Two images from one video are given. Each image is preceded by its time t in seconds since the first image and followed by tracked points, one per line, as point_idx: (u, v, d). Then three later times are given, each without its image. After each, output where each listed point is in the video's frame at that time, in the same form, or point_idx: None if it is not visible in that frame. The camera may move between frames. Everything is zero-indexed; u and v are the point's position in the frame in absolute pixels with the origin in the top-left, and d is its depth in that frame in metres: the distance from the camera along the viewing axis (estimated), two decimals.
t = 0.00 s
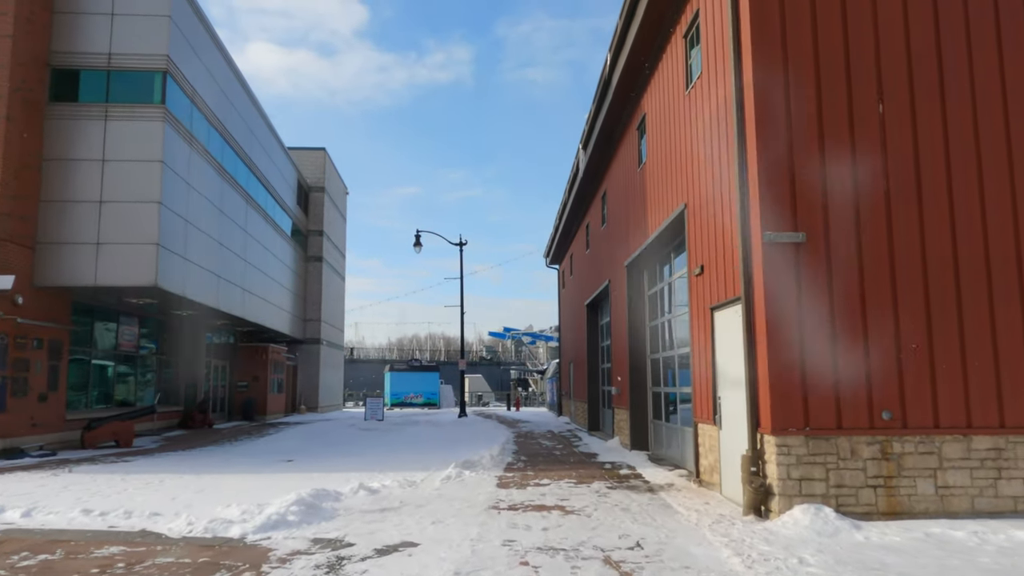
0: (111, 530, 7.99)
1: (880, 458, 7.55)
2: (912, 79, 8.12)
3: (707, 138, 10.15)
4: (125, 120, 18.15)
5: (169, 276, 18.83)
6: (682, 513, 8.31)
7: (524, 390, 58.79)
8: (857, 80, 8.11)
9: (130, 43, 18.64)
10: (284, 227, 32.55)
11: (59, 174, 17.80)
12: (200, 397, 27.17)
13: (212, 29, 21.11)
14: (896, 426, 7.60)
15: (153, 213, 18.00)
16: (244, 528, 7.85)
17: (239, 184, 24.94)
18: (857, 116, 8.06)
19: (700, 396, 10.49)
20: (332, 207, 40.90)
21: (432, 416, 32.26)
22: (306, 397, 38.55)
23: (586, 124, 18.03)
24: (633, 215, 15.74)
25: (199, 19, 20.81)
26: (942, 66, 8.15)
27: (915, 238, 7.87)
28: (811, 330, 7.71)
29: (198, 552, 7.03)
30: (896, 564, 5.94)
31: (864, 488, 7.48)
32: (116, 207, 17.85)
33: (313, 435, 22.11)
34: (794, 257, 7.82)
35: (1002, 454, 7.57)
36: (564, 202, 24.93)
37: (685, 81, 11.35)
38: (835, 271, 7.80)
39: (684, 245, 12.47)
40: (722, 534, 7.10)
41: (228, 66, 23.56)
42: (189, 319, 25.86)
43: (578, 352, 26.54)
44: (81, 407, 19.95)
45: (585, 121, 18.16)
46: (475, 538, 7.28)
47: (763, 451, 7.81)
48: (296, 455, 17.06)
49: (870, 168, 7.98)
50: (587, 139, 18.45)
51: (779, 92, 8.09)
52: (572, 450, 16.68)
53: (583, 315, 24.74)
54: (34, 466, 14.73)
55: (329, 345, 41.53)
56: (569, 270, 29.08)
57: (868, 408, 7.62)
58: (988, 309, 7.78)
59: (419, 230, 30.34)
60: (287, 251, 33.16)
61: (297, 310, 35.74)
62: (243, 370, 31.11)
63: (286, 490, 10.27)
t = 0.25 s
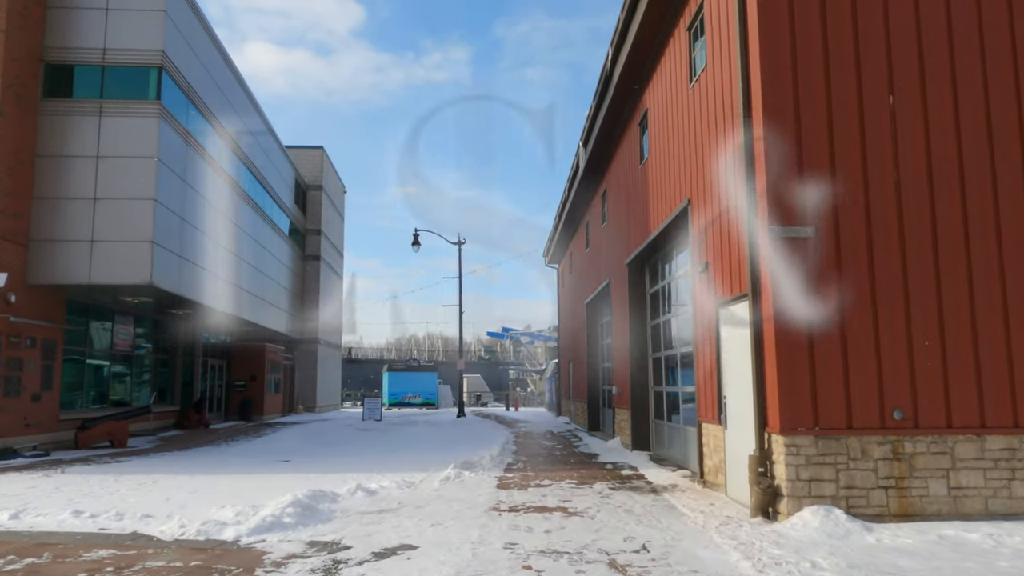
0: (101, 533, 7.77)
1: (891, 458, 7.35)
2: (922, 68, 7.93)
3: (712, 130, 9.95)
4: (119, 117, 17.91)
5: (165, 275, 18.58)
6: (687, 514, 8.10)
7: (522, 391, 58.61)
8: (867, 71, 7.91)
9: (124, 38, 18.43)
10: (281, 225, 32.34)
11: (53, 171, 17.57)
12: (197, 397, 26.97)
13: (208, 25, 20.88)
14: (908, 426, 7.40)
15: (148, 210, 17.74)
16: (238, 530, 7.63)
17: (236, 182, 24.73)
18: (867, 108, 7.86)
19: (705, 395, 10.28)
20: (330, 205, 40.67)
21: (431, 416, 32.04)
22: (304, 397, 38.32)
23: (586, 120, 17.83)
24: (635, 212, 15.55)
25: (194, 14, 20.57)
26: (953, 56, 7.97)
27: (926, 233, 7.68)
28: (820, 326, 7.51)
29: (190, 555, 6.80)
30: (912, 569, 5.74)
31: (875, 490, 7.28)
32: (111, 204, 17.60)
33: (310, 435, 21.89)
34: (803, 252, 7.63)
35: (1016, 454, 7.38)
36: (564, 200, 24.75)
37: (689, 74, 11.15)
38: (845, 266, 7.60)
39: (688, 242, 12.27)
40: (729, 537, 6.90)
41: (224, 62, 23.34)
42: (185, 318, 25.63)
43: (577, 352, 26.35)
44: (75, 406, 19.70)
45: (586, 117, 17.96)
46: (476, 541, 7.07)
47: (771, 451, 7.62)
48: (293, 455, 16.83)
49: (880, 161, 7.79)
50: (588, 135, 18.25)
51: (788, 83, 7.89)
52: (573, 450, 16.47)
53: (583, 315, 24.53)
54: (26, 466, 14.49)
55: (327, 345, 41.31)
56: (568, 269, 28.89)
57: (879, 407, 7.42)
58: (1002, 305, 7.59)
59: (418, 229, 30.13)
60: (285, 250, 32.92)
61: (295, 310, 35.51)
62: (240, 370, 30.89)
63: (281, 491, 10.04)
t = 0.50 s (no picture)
0: (101, 539, 7.54)
1: (918, 463, 7.05)
2: (949, 58, 7.64)
3: (727, 124, 9.68)
4: (123, 116, 17.81)
5: (170, 275, 18.44)
6: (705, 521, 7.82)
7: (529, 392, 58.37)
8: (892, 61, 7.61)
9: (129, 36, 18.29)
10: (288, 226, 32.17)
11: (58, 171, 17.41)
12: (203, 398, 26.80)
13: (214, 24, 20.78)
14: (936, 429, 7.10)
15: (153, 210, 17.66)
16: (241, 537, 7.39)
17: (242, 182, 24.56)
18: (892, 99, 7.57)
19: (720, 397, 10.00)
20: (336, 206, 40.50)
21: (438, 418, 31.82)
22: (310, 398, 38.15)
23: (596, 117, 17.56)
24: (646, 210, 15.29)
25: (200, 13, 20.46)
26: (982, 45, 7.67)
27: (954, 228, 7.39)
28: (844, 326, 7.24)
29: (191, 563, 6.56)
30: None
31: (902, 496, 6.98)
32: (115, 204, 17.48)
33: (316, 437, 21.69)
34: (825, 249, 7.35)
35: None
36: (572, 199, 24.49)
37: (703, 68, 10.88)
38: (869, 264, 7.32)
39: (702, 239, 11.99)
40: (751, 545, 6.62)
41: (230, 61, 23.18)
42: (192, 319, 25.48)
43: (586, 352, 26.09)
44: (81, 408, 19.54)
45: (596, 114, 17.69)
46: (487, 548, 6.81)
47: (793, 455, 7.33)
48: (299, 457, 16.62)
49: (906, 154, 7.50)
50: (598, 133, 17.99)
51: (809, 74, 7.61)
52: (582, 453, 16.20)
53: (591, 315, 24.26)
54: (29, 469, 14.30)
55: (334, 346, 41.14)
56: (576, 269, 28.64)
57: (906, 410, 7.13)
58: None
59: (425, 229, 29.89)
60: (291, 251, 32.76)
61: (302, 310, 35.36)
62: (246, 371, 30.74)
63: (286, 495, 9.80)
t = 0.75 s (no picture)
0: (107, 544, 7.39)
1: (950, 469, 6.75)
2: (981, 46, 7.33)
3: (747, 118, 9.40)
4: (136, 117, 17.76)
5: (182, 277, 18.36)
6: (726, 528, 7.57)
7: (544, 394, 58.12)
8: (920, 49, 7.32)
9: (142, 38, 18.24)
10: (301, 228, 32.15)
11: (71, 173, 17.38)
12: (216, 401, 26.76)
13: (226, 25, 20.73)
14: (969, 434, 6.80)
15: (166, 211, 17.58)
16: (249, 543, 7.22)
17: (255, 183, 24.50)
18: (920, 89, 7.28)
19: (740, 399, 9.72)
20: (350, 207, 40.44)
21: (452, 420, 31.65)
22: (324, 401, 38.10)
23: (611, 115, 17.31)
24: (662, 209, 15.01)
25: (212, 13, 20.41)
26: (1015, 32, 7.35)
27: (987, 224, 7.08)
28: (870, 325, 6.96)
29: (196, 570, 6.38)
30: None
31: (933, 503, 6.69)
32: (128, 206, 17.43)
33: (329, 439, 21.56)
34: (851, 245, 7.07)
35: None
36: (587, 200, 24.24)
37: (721, 61, 10.60)
38: (897, 261, 7.04)
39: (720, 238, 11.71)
40: (776, 554, 6.36)
41: (242, 62, 23.13)
42: (205, 321, 25.46)
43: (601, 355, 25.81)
44: (94, 411, 19.51)
45: (611, 113, 17.44)
46: (501, 556, 6.59)
47: (818, 460, 7.06)
48: (312, 460, 16.48)
49: (936, 147, 7.20)
50: (612, 131, 17.73)
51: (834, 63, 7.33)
52: (598, 456, 15.95)
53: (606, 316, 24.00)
54: (42, 472, 14.22)
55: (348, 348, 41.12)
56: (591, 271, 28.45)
57: (937, 414, 6.83)
58: None
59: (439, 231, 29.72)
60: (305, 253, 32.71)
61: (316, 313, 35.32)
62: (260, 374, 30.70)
63: (296, 500, 9.61)
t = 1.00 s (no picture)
0: (109, 550, 7.22)
1: (983, 474, 6.44)
2: (1010, 32, 7.04)
3: (765, 112, 9.12)
4: (148, 120, 17.73)
5: (194, 280, 18.29)
6: (745, 536, 7.28)
7: (558, 398, 57.81)
8: (947, 36, 7.03)
9: (153, 41, 18.25)
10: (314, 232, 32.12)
11: (83, 177, 17.36)
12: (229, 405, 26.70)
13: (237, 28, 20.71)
14: (1002, 437, 6.49)
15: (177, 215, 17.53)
16: (253, 549, 7.02)
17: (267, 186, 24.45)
18: (947, 78, 6.99)
19: (759, 402, 9.43)
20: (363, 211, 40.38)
21: (465, 425, 31.44)
22: (338, 405, 38.01)
23: (624, 115, 17.06)
24: (677, 209, 14.74)
25: (223, 17, 20.41)
26: None
27: (1019, 217, 6.77)
28: (897, 324, 6.66)
29: None
30: None
31: (965, 510, 6.38)
32: (140, 209, 17.39)
33: (342, 444, 21.41)
34: (876, 241, 6.79)
35: None
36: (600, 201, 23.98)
37: (737, 55, 10.34)
38: (924, 256, 6.75)
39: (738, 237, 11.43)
40: (800, 563, 6.08)
41: (254, 66, 23.11)
42: (218, 325, 25.42)
43: (615, 358, 25.51)
44: (107, 415, 19.47)
45: (624, 112, 17.19)
46: (511, 564, 6.35)
47: (842, 465, 6.76)
48: (322, 465, 16.31)
49: (964, 137, 6.91)
50: (626, 131, 17.48)
51: (856, 51, 7.06)
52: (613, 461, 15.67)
53: (621, 319, 23.72)
54: (52, 477, 14.14)
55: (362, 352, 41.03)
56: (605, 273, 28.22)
57: (968, 416, 6.53)
58: None
59: (452, 235, 29.56)
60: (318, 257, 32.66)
61: (329, 317, 35.25)
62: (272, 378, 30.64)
63: (304, 505, 9.42)
